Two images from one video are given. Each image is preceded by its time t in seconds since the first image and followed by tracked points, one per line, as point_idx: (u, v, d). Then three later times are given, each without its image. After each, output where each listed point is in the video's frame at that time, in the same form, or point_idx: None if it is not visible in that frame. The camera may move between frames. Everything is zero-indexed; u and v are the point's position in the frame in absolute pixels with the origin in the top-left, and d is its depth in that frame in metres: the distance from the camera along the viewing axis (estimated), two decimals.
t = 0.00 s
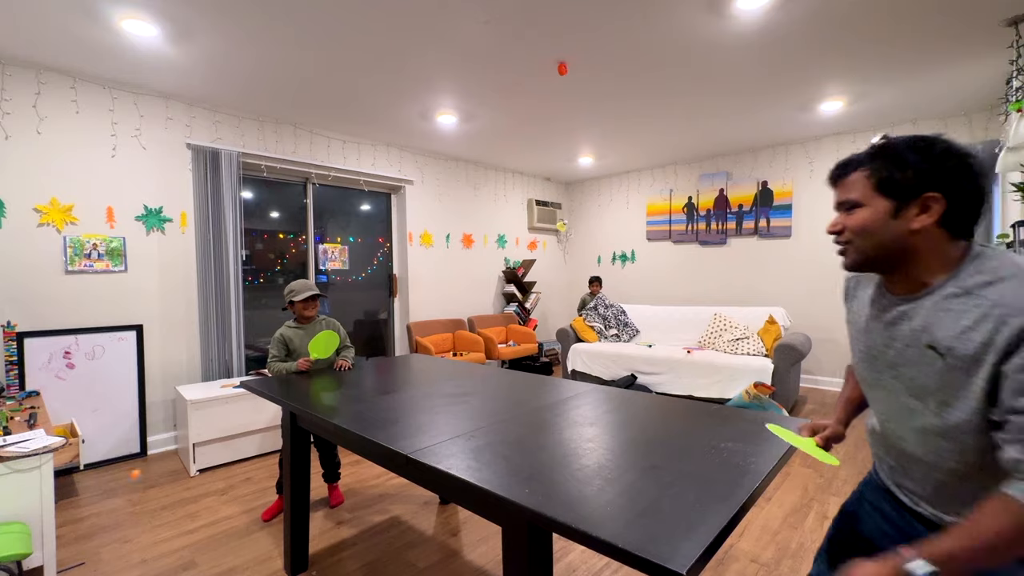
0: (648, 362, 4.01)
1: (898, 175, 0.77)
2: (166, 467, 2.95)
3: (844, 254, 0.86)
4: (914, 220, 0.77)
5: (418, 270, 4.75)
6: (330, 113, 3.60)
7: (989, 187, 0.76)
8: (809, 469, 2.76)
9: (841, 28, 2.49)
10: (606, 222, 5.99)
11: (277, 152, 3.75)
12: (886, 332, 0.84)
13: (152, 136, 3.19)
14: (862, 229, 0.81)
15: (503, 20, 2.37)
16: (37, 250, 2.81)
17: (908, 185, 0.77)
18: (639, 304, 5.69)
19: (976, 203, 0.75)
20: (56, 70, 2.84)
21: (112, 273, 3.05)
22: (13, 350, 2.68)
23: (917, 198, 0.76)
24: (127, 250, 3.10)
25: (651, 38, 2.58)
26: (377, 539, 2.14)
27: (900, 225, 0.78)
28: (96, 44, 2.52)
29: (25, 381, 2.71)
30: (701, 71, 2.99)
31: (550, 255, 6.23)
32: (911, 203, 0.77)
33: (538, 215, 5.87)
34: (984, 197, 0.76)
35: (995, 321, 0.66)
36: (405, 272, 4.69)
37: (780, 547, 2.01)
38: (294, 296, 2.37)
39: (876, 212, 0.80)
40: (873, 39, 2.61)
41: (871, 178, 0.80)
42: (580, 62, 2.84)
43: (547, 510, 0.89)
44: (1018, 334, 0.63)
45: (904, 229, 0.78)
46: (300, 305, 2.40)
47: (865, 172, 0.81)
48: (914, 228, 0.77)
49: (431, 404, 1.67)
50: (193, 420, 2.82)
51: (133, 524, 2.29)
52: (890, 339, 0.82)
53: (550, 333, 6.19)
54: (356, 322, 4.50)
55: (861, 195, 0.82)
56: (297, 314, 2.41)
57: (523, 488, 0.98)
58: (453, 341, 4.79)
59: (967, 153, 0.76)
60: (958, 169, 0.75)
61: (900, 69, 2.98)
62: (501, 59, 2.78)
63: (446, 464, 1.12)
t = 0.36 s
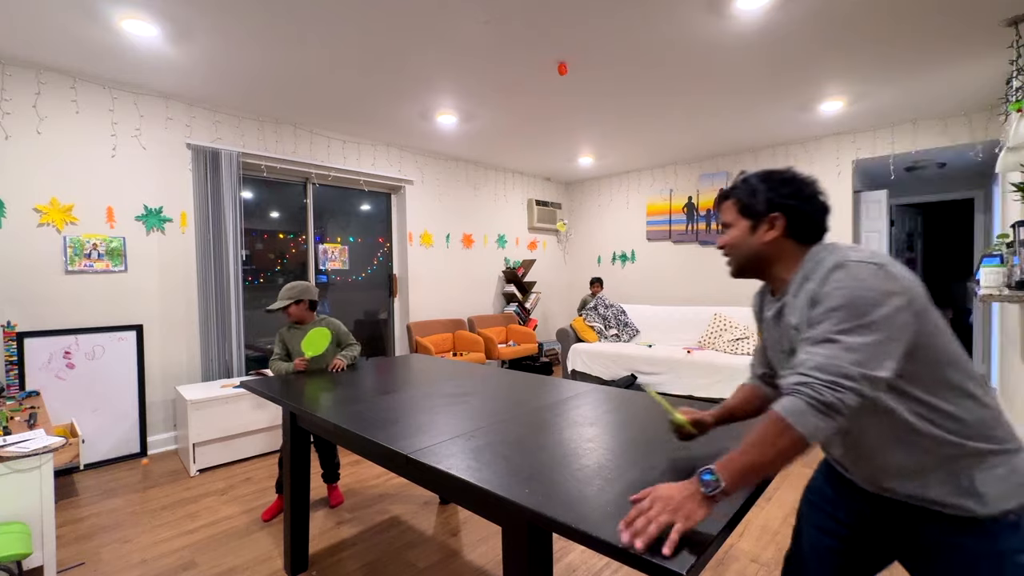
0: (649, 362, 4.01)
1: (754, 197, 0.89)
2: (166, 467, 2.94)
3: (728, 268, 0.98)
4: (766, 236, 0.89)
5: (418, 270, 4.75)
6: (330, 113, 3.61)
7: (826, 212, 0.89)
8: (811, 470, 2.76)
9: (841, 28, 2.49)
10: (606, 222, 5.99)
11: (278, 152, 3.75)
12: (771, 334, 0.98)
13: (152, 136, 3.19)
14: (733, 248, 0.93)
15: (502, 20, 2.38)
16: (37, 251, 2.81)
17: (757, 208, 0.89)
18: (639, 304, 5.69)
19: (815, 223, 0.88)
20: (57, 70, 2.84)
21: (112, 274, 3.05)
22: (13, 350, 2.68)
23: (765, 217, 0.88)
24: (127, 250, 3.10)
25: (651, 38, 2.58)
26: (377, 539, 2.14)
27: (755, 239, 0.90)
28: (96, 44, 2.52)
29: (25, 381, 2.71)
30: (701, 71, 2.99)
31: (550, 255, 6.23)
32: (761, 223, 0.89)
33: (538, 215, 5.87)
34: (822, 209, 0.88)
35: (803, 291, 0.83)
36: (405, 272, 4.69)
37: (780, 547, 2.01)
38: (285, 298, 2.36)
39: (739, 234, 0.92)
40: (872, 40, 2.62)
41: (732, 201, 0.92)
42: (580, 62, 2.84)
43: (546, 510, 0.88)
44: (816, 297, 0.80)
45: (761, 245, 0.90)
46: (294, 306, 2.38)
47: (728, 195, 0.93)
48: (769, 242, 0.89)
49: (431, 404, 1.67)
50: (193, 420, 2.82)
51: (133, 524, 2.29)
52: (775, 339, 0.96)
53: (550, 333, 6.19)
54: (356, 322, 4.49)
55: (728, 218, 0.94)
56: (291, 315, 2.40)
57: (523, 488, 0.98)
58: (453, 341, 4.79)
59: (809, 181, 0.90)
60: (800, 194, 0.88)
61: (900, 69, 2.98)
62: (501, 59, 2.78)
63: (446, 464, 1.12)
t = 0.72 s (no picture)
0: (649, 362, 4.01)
1: (659, 231, 1.01)
2: (166, 467, 2.94)
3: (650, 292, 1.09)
4: (670, 264, 1.01)
5: (418, 270, 4.76)
6: (330, 113, 3.60)
7: (721, 239, 1.01)
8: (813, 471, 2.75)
9: (840, 28, 2.49)
10: (605, 222, 5.99)
11: (278, 152, 3.75)
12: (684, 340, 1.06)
13: (152, 136, 3.19)
14: (649, 275, 1.04)
15: (502, 20, 2.38)
16: (37, 251, 2.81)
17: (662, 239, 1.01)
18: (639, 304, 5.69)
19: (711, 250, 1.00)
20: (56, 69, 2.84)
21: (112, 274, 3.05)
22: (13, 350, 2.68)
23: (669, 248, 1.00)
24: (127, 250, 3.10)
25: (651, 38, 2.58)
26: (377, 539, 2.14)
27: (663, 267, 1.02)
28: (94, 44, 2.52)
29: (25, 381, 2.71)
30: (700, 71, 2.99)
31: (550, 255, 6.23)
32: (666, 253, 1.01)
33: (538, 215, 5.87)
34: (715, 237, 1.01)
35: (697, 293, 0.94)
36: (405, 272, 4.69)
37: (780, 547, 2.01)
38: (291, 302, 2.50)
39: (651, 264, 1.03)
40: (871, 40, 2.62)
41: (643, 233, 1.04)
42: (580, 62, 2.83)
43: (546, 510, 0.88)
44: (704, 297, 0.91)
45: (667, 272, 1.02)
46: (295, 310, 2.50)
47: (641, 229, 1.04)
48: (674, 268, 1.01)
49: (431, 404, 1.66)
50: (193, 420, 2.82)
51: (133, 524, 2.28)
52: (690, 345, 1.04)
53: (551, 333, 6.18)
54: (356, 322, 4.49)
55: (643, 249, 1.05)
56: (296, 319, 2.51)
57: (523, 488, 0.98)
58: (453, 341, 4.80)
59: (703, 214, 1.02)
60: (696, 225, 1.00)
61: (900, 69, 2.98)
62: (501, 59, 2.78)
63: (446, 464, 1.12)
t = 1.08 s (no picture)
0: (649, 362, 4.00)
1: (648, 243, 1.01)
2: (166, 467, 2.94)
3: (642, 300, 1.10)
4: (662, 274, 1.01)
5: (418, 270, 4.75)
6: (329, 113, 3.60)
7: (713, 249, 1.01)
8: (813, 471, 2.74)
9: (840, 28, 2.49)
10: (605, 222, 5.99)
11: (277, 152, 3.75)
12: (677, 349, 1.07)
13: (152, 136, 3.19)
14: (641, 283, 1.05)
15: (502, 20, 2.38)
16: (37, 251, 2.81)
17: (653, 251, 1.01)
18: (639, 304, 5.69)
19: (702, 261, 1.00)
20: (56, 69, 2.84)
21: (112, 274, 3.05)
22: (13, 350, 2.68)
23: (661, 259, 1.00)
24: (127, 250, 3.10)
25: (651, 38, 2.58)
26: (377, 539, 2.14)
27: (655, 278, 1.02)
28: (94, 44, 2.52)
29: (25, 381, 2.71)
30: (700, 70, 2.99)
31: (550, 255, 6.23)
32: (658, 264, 1.01)
33: (538, 215, 5.87)
34: (707, 247, 1.01)
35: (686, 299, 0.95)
36: (405, 272, 4.69)
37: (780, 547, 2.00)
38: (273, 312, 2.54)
39: (643, 273, 1.03)
40: (872, 39, 2.61)
41: (634, 244, 1.04)
42: (580, 62, 2.83)
43: (545, 510, 0.88)
44: (693, 301, 0.91)
45: (659, 282, 1.02)
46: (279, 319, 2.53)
47: (632, 238, 1.04)
48: (665, 278, 1.01)
49: (431, 404, 1.66)
50: (193, 420, 2.82)
51: (133, 523, 2.28)
52: (684, 353, 1.05)
53: (551, 333, 6.19)
54: (356, 322, 4.49)
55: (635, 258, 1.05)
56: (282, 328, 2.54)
57: (523, 488, 0.98)
58: (453, 341, 4.80)
59: (694, 225, 1.02)
60: (686, 237, 1.00)
61: (900, 69, 2.98)
62: (501, 59, 2.78)
63: (446, 464, 1.12)
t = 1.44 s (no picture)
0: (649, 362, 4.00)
1: (654, 233, 1.01)
2: (166, 467, 2.94)
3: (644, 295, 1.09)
4: (669, 267, 1.00)
5: (418, 270, 4.75)
6: (329, 113, 3.61)
7: (720, 242, 1.01)
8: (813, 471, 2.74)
9: (840, 28, 2.49)
10: (605, 222, 5.99)
11: (278, 152, 3.75)
12: (683, 343, 1.06)
13: (152, 136, 3.19)
14: (644, 277, 1.04)
15: (502, 20, 2.37)
16: (37, 251, 2.81)
17: (660, 242, 1.00)
18: (639, 304, 5.69)
19: (709, 254, 1.00)
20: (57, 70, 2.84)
21: (112, 273, 3.04)
22: (13, 350, 2.68)
23: (666, 252, 1.00)
24: (127, 250, 3.10)
25: (651, 38, 2.58)
26: (377, 539, 2.14)
27: (661, 270, 1.01)
28: (95, 44, 2.52)
29: (25, 381, 2.71)
30: (700, 70, 2.99)
31: (550, 255, 6.23)
32: (664, 256, 1.00)
33: (538, 215, 5.87)
34: (714, 240, 1.01)
35: (694, 293, 0.94)
36: (405, 272, 4.69)
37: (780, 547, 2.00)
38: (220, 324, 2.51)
39: (648, 266, 1.03)
40: (873, 39, 2.61)
41: (638, 234, 1.04)
42: (580, 61, 2.83)
43: (546, 511, 0.88)
44: (702, 297, 0.91)
45: (664, 275, 1.02)
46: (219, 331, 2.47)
47: (637, 231, 1.04)
48: (671, 271, 1.01)
49: (431, 404, 1.66)
50: (192, 420, 2.82)
51: (133, 524, 2.28)
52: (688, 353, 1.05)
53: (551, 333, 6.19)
54: (356, 322, 4.49)
55: (638, 252, 1.05)
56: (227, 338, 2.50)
57: (523, 488, 0.98)
58: (453, 341, 4.80)
59: (701, 218, 1.02)
60: (694, 229, 1.00)
61: (900, 69, 2.98)
62: (501, 59, 2.78)
63: (446, 464, 1.12)
